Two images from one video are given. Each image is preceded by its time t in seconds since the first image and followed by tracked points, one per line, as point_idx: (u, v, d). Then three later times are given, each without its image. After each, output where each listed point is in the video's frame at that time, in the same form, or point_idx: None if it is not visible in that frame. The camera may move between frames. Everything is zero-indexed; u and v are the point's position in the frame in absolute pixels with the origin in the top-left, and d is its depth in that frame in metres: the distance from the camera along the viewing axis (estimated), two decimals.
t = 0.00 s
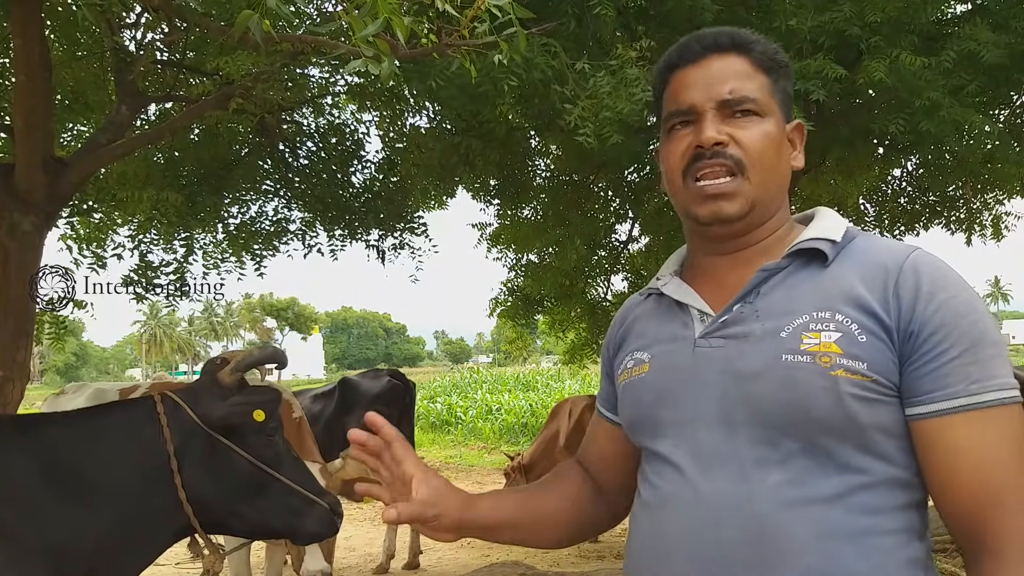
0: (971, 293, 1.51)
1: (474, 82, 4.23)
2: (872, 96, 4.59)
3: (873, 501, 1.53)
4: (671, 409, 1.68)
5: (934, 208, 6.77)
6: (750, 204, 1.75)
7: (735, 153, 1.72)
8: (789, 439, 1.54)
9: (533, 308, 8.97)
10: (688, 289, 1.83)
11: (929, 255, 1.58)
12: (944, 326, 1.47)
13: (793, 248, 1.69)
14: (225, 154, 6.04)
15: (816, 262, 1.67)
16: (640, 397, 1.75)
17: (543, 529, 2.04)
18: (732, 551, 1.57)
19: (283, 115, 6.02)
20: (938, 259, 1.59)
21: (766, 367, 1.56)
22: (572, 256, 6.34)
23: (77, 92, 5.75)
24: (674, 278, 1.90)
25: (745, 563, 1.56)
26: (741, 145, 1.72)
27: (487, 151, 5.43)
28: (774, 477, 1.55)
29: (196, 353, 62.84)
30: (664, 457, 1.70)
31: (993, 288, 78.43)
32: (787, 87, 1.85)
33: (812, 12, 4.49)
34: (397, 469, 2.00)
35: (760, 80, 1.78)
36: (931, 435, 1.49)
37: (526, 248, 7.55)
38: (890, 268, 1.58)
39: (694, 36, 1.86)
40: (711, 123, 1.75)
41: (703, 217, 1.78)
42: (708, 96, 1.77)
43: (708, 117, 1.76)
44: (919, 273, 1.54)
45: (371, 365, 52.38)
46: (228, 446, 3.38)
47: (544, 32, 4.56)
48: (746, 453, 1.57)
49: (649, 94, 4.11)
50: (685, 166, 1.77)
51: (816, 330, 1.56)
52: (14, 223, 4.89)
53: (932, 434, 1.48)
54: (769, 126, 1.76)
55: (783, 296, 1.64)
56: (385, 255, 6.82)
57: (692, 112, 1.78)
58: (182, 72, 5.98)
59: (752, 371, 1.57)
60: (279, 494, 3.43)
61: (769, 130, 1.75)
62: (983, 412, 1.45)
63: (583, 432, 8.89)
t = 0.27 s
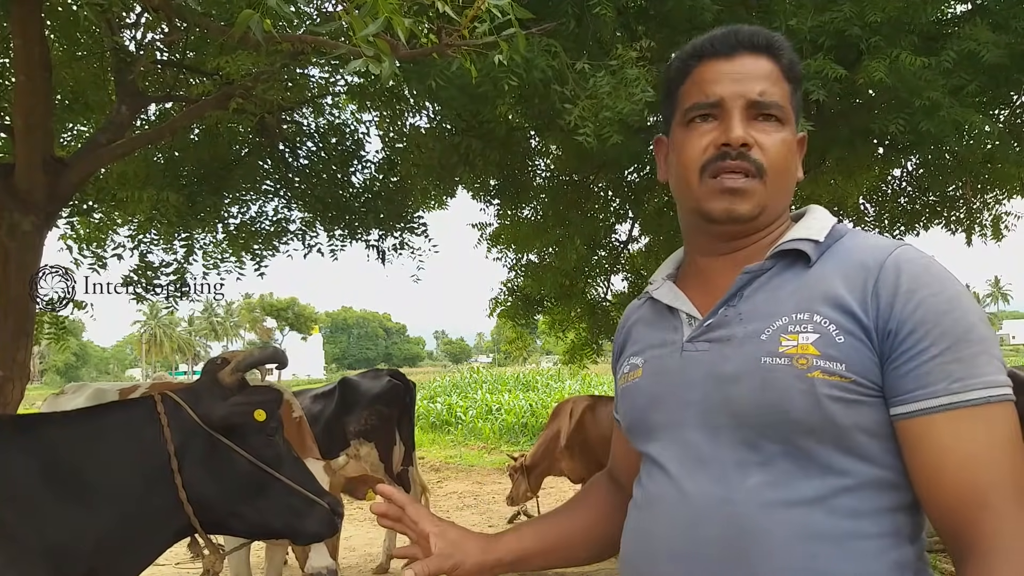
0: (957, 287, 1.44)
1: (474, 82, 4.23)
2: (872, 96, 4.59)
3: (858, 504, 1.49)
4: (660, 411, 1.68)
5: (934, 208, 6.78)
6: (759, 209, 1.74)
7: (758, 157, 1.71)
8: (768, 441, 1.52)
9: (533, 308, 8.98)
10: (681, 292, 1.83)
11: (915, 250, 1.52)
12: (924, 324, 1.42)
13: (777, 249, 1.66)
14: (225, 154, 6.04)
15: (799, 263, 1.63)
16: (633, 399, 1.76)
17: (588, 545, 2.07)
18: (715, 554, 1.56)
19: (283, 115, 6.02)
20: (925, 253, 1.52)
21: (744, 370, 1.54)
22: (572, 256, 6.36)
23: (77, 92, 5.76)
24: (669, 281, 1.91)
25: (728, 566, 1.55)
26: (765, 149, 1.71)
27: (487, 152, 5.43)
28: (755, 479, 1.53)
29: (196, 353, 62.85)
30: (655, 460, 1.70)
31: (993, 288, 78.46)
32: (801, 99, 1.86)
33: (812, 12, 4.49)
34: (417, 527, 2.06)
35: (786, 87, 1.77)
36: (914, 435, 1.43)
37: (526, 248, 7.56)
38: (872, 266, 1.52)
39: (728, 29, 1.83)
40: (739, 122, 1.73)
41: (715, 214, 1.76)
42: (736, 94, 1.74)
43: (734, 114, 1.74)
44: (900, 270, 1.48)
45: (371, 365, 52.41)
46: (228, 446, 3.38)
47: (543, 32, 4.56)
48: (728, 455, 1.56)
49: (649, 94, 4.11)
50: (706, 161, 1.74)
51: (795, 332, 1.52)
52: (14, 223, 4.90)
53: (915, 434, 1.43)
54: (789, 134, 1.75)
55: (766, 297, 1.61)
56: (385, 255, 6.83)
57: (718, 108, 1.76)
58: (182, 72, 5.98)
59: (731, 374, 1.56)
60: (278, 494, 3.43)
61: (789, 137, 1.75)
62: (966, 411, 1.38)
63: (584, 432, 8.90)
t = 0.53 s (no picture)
0: (957, 290, 1.42)
1: (474, 82, 4.23)
2: (872, 95, 4.59)
3: (849, 507, 1.49)
4: (656, 410, 1.69)
5: (934, 208, 6.78)
6: (761, 206, 1.73)
7: (758, 154, 1.70)
8: (761, 442, 1.52)
9: (533, 308, 8.98)
10: (683, 292, 1.84)
11: (916, 253, 1.51)
12: (920, 327, 1.41)
13: (777, 249, 1.66)
14: (225, 154, 6.03)
15: (799, 264, 1.63)
16: (633, 397, 1.76)
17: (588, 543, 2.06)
18: (704, 555, 1.56)
19: (283, 115, 6.02)
20: (927, 255, 1.50)
21: (739, 370, 1.54)
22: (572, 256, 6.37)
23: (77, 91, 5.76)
24: (672, 281, 1.91)
25: (717, 567, 1.55)
26: (766, 147, 1.71)
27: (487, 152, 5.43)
28: (746, 480, 1.53)
29: (196, 353, 62.84)
30: (651, 458, 1.71)
31: (993, 288, 78.46)
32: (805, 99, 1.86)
33: (812, 11, 4.49)
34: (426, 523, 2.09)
35: (788, 85, 1.77)
36: (908, 440, 1.42)
37: (526, 248, 7.56)
38: (870, 267, 1.51)
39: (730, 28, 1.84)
40: (739, 120, 1.73)
41: (717, 212, 1.75)
42: (737, 91, 1.75)
43: (735, 112, 1.74)
44: (899, 272, 1.47)
45: (371, 365, 52.40)
46: (228, 445, 3.38)
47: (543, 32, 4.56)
48: (720, 455, 1.56)
49: (649, 94, 4.11)
50: (707, 158, 1.74)
51: (789, 333, 1.52)
52: (14, 223, 4.90)
53: (909, 439, 1.42)
54: (791, 132, 1.75)
55: (764, 298, 1.61)
56: (385, 255, 6.83)
57: (719, 105, 1.76)
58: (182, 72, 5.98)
59: (725, 374, 1.56)
60: (278, 494, 3.43)
61: (791, 135, 1.75)
62: (961, 417, 1.37)
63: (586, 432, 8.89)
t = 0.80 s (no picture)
0: (967, 298, 1.42)
1: (474, 82, 4.22)
2: (872, 96, 4.59)
3: (851, 512, 1.48)
4: (660, 409, 1.69)
5: (934, 209, 6.78)
6: (773, 197, 1.72)
7: (766, 145, 1.70)
8: (764, 444, 1.52)
9: (533, 308, 8.98)
10: (691, 290, 1.83)
11: (925, 259, 1.50)
12: (927, 334, 1.40)
13: (786, 250, 1.66)
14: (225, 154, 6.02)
15: (808, 266, 1.63)
16: (637, 395, 1.77)
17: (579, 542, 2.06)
18: (703, 555, 1.56)
19: (283, 115, 6.00)
20: (937, 262, 1.50)
21: (744, 372, 1.54)
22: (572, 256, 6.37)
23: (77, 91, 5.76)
24: (680, 278, 1.91)
25: (715, 568, 1.55)
26: (772, 138, 1.71)
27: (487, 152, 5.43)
28: (748, 481, 1.53)
29: (196, 353, 62.83)
30: (653, 457, 1.72)
31: (993, 288, 78.47)
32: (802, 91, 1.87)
33: (812, 12, 4.49)
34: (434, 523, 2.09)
35: (786, 77, 1.78)
36: (913, 447, 1.42)
37: (526, 248, 7.56)
38: (879, 273, 1.51)
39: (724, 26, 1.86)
40: (743, 114, 1.73)
41: (729, 206, 1.74)
42: (738, 85, 1.75)
43: (739, 107, 1.74)
44: (908, 278, 1.47)
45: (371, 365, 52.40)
46: (229, 446, 3.38)
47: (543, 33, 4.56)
48: (722, 456, 1.56)
49: (650, 94, 4.10)
50: (714, 154, 1.73)
51: (795, 337, 1.52)
52: (14, 222, 4.89)
53: (914, 446, 1.42)
54: (795, 123, 1.75)
55: (770, 300, 1.61)
56: (385, 255, 6.84)
57: (721, 101, 1.76)
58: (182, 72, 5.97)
59: (730, 376, 1.56)
60: (278, 494, 3.44)
61: (795, 126, 1.75)
62: (966, 426, 1.36)
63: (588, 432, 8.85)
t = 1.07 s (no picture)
0: (965, 299, 1.42)
1: (474, 82, 4.22)
2: (872, 96, 4.59)
3: (850, 510, 1.48)
4: (660, 408, 1.69)
5: (934, 209, 6.77)
6: (759, 201, 1.72)
7: (750, 149, 1.69)
8: (763, 443, 1.51)
9: (533, 308, 8.98)
10: (687, 290, 1.83)
11: (923, 260, 1.51)
12: (925, 334, 1.41)
13: (785, 251, 1.66)
14: (225, 154, 6.02)
15: (807, 267, 1.64)
16: (635, 396, 1.77)
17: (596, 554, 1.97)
18: (703, 553, 1.56)
19: (283, 115, 6.00)
20: (935, 264, 1.50)
21: (742, 371, 1.54)
22: (571, 256, 6.38)
23: (77, 92, 5.78)
24: (677, 279, 1.92)
25: (713, 567, 1.54)
26: (757, 142, 1.70)
27: (487, 152, 5.43)
28: (746, 479, 1.53)
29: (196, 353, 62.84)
30: (651, 455, 1.72)
31: (993, 288, 78.48)
32: (801, 91, 1.85)
33: (812, 11, 4.50)
34: (516, 506, 1.95)
35: (777, 78, 1.77)
36: (911, 447, 1.42)
37: (526, 248, 7.56)
38: (877, 274, 1.52)
39: (715, 30, 1.86)
40: (728, 119, 1.73)
41: (715, 212, 1.75)
42: (725, 90, 1.75)
43: (725, 111, 1.75)
44: (905, 279, 1.47)
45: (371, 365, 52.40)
46: (230, 446, 3.38)
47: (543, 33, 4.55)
48: (721, 454, 1.56)
49: (650, 94, 4.10)
50: (699, 160, 1.74)
51: (794, 336, 1.52)
52: (14, 222, 4.89)
53: (912, 446, 1.42)
54: (784, 124, 1.74)
55: (769, 301, 1.61)
56: (385, 255, 6.83)
57: (708, 106, 1.77)
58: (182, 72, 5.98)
59: (729, 374, 1.56)
60: (278, 494, 3.44)
61: (784, 129, 1.73)
62: (964, 425, 1.36)
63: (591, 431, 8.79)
